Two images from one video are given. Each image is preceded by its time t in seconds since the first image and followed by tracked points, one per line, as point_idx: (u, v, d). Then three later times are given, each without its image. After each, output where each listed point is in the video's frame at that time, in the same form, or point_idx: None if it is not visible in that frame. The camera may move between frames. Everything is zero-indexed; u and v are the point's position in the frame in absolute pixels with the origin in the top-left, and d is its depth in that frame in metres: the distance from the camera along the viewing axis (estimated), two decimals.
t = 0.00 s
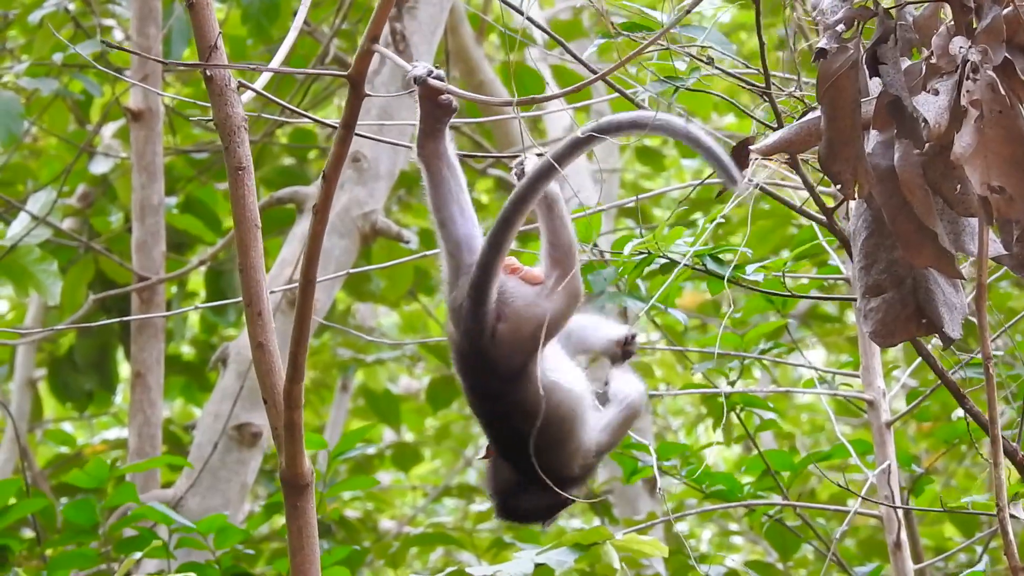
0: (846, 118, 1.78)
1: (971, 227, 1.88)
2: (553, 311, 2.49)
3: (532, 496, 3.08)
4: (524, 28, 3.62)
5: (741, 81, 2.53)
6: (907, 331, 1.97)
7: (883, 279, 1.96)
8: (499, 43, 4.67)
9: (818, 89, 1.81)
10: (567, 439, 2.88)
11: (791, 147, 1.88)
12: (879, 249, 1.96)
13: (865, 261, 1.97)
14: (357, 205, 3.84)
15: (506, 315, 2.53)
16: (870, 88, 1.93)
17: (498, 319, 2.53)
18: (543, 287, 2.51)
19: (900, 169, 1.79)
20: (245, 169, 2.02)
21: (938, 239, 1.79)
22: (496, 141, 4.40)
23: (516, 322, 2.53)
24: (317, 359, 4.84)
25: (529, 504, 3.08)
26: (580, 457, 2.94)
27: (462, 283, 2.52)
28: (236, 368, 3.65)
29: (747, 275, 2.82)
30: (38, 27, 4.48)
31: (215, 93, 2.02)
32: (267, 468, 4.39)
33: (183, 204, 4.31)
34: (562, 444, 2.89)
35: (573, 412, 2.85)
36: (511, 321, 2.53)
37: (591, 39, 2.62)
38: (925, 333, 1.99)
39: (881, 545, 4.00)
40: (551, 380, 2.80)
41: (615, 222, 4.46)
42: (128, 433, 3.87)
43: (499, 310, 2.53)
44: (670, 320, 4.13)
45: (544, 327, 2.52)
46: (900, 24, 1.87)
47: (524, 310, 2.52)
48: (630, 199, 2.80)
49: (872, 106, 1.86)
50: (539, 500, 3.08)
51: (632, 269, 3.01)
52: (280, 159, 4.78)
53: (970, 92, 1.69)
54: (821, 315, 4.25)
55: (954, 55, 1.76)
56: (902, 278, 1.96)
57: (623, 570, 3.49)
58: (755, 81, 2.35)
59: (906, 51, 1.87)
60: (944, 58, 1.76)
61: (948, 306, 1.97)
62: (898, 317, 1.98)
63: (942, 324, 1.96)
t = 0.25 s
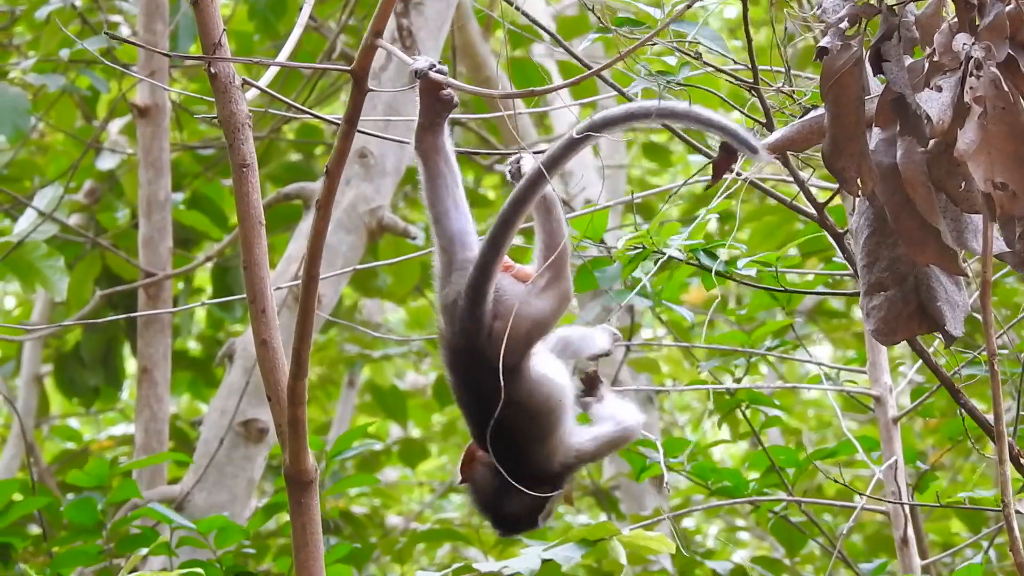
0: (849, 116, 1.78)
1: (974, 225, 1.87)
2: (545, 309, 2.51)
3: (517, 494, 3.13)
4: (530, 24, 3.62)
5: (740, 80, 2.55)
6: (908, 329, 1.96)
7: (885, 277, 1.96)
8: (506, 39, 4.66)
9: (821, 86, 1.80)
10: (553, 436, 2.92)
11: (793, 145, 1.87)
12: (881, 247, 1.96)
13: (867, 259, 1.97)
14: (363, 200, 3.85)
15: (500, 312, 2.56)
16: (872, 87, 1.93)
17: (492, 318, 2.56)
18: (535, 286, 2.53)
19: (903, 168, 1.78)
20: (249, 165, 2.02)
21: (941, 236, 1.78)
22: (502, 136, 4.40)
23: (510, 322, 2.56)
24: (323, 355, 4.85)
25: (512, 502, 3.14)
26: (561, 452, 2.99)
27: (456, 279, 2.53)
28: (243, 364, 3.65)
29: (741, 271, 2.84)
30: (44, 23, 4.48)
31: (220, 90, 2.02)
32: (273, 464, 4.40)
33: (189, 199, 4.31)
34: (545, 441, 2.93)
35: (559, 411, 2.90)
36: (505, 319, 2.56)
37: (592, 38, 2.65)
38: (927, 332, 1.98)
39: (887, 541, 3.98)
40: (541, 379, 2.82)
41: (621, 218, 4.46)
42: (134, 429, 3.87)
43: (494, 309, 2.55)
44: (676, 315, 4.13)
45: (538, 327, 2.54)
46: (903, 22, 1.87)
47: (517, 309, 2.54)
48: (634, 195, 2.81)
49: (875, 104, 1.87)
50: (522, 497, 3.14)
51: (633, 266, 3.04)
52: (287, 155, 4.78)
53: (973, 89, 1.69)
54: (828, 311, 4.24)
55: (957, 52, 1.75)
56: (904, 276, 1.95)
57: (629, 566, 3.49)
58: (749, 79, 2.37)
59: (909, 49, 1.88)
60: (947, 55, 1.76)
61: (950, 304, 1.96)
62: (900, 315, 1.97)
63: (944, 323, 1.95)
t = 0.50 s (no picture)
0: (853, 113, 1.77)
1: (976, 222, 1.87)
2: (544, 303, 2.37)
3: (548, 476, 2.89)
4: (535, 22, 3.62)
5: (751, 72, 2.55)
6: (912, 325, 1.96)
7: (888, 273, 1.95)
8: (510, 37, 4.67)
9: (825, 83, 1.79)
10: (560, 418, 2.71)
11: (796, 142, 1.86)
12: (884, 244, 1.95)
13: (870, 255, 1.96)
14: (368, 197, 3.85)
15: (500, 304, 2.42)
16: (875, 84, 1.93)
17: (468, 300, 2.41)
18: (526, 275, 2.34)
19: (906, 165, 1.75)
20: (247, 165, 2.02)
21: (944, 233, 1.77)
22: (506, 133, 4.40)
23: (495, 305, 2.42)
24: (328, 352, 4.85)
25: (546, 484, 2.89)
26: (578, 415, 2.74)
27: (456, 266, 2.49)
28: (248, 361, 3.65)
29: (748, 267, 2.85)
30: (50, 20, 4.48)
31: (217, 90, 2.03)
32: (278, 461, 4.40)
33: (194, 196, 4.31)
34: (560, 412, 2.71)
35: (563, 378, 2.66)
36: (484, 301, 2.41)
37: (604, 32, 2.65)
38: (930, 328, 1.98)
39: (892, 538, 3.98)
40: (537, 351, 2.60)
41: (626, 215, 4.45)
42: (139, 426, 3.88)
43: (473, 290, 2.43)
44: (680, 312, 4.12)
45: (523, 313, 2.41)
46: (907, 19, 1.86)
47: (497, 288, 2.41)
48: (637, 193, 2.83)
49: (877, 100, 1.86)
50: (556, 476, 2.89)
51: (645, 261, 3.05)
52: (292, 152, 4.78)
53: (977, 86, 1.69)
54: (832, 308, 4.23)
55: (960, 50, 1.75)
56: (907, 273, 1.95)
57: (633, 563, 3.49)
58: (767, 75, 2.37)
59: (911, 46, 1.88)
60: (951, 52, 1.76)
61: (953, 300, 1.96)
62: (903, 311, 1.96)
63: (946, 319, 1.95)
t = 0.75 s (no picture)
0: (859, 107, 1.76)
1: (984, 216, 1.86)
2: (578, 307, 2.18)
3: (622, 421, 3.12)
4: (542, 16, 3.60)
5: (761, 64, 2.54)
6: (919, 319, 1.95)
7: (895, 266, 1.95)
8: (516, 32, 4.65)
9: (831, 78, 1.79)
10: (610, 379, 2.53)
11: (803, 135, 1.86)
12: (892, 237, 1.95)
13: (878, 249, 1.96)
14: (374, 192, 3.84)
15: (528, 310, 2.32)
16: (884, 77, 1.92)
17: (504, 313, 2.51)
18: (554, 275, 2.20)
19: (913, 160, 1.76)
20: (248, 160, 2.01)
21: (951, 228, 1.76)
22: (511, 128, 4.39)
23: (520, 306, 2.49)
24: (333, 348, 4.84)
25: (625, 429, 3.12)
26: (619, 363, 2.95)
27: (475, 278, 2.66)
28: (253, 356, 3.65)
29: (758, 259, 2.83)
30: (54, 15, 4.47)
31: (219, 85, 2.02)
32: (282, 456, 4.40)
33: (199, 192, 4.30)
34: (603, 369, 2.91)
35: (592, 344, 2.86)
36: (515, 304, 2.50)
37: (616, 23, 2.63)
38: (937, 322, 1.97)
39: (897, 534, 3.96)
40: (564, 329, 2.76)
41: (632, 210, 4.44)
42: (144, 421, 3.87)
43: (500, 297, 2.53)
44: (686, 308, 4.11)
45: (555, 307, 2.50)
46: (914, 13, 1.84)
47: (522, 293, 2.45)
48: (644, 187, 2.80)
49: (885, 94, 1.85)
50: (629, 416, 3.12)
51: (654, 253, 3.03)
52: (297, 148, 4.78)
53: (983, 81, 1.69)
54: (838, 303, 4.22)
55: (966, 45, 1.73)
56: (914, 266, 1.94)
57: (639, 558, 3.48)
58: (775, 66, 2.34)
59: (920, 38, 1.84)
60: (958, 46, 1.74)
61: (960, 294, 1.95)
62: (910, 304, 1.96)
63: (954, 313, 1.94)
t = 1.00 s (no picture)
0: (867, 101, 1.76)
1: (993, 211, 1.85)
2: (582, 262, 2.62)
3: (644, 414, 2.99)
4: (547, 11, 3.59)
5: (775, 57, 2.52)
6: (929, 313, 1.95)
7: (905, 261, 1.94)
8: (519, 27, 4.64)
9: (838, 71, 1.78)
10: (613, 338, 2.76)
11: (811, 130, 1.84)
12: (901, 232, 1.94)
13: (888, 243, 1.95)
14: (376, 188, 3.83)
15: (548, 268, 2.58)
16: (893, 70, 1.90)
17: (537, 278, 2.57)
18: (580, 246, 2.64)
19: (921, 154, 1.73)
20: (255, 155, 2.02)
21: (959, 222, 1.75)
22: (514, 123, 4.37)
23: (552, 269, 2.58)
24: (335, 343, 4.84)
25: (648, 423, 3.00)
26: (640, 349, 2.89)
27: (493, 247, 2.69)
28: (256, 351, 3.65)
29: (774, 253, 2.81)
30: (56, 11, 4.47)
31: (225, 78, 2.03)
32: (285, 452, 4.39)
33: (202, 187, 4.29)
34: (630, 356, 2.85)
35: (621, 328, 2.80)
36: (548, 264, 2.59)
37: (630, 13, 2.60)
38: (947, 316, 1.96)
39: (900, 528, 3.96)
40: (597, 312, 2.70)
41: (635, 206, 4.43)
42: (147, 417, 3.87)
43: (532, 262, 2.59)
44: (688, 304, 4.11)
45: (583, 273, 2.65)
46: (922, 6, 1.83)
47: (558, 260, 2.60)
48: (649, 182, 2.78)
49: (894, 87, 1.83)
50: (651, 408, 3.00)
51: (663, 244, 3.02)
52: (299, 143, 4.77)
53: (992, 75, 1.68)
54: (840, 298, 4.20)
55: (975, 38, 1.73)
56: (924, 261, 1.94)
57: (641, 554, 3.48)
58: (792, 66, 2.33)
59: (928, 32, 1.83)
60: (966, 41, 1.74)
61: (970, 287, 1.94)
62: (921, 298, 1.95)
63: (963, 307, 1.93)
